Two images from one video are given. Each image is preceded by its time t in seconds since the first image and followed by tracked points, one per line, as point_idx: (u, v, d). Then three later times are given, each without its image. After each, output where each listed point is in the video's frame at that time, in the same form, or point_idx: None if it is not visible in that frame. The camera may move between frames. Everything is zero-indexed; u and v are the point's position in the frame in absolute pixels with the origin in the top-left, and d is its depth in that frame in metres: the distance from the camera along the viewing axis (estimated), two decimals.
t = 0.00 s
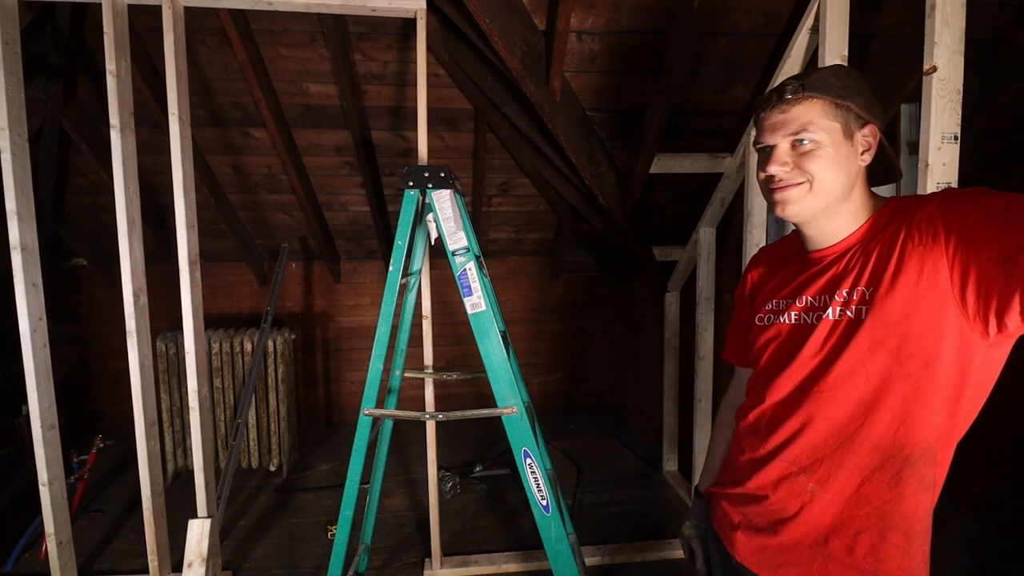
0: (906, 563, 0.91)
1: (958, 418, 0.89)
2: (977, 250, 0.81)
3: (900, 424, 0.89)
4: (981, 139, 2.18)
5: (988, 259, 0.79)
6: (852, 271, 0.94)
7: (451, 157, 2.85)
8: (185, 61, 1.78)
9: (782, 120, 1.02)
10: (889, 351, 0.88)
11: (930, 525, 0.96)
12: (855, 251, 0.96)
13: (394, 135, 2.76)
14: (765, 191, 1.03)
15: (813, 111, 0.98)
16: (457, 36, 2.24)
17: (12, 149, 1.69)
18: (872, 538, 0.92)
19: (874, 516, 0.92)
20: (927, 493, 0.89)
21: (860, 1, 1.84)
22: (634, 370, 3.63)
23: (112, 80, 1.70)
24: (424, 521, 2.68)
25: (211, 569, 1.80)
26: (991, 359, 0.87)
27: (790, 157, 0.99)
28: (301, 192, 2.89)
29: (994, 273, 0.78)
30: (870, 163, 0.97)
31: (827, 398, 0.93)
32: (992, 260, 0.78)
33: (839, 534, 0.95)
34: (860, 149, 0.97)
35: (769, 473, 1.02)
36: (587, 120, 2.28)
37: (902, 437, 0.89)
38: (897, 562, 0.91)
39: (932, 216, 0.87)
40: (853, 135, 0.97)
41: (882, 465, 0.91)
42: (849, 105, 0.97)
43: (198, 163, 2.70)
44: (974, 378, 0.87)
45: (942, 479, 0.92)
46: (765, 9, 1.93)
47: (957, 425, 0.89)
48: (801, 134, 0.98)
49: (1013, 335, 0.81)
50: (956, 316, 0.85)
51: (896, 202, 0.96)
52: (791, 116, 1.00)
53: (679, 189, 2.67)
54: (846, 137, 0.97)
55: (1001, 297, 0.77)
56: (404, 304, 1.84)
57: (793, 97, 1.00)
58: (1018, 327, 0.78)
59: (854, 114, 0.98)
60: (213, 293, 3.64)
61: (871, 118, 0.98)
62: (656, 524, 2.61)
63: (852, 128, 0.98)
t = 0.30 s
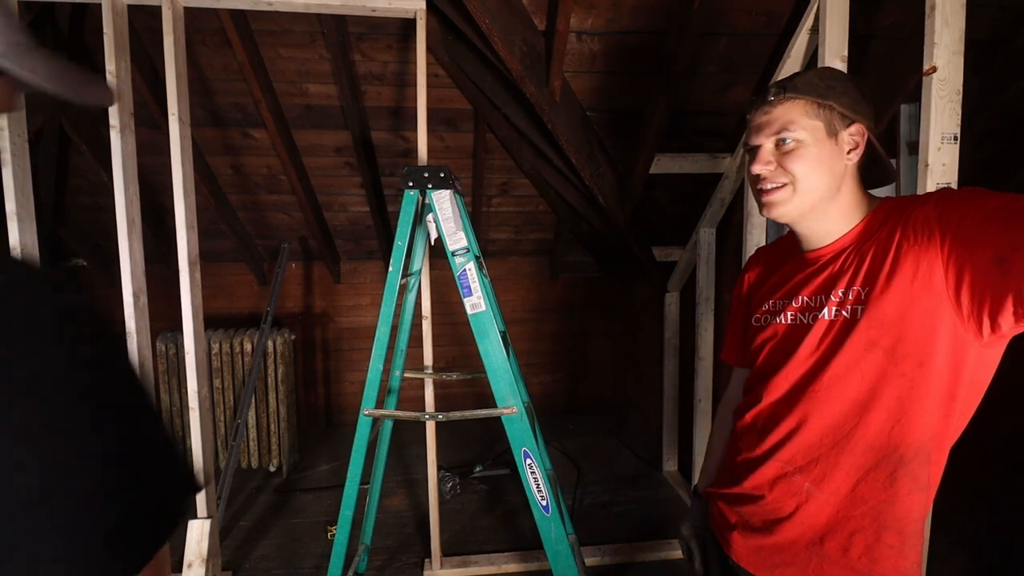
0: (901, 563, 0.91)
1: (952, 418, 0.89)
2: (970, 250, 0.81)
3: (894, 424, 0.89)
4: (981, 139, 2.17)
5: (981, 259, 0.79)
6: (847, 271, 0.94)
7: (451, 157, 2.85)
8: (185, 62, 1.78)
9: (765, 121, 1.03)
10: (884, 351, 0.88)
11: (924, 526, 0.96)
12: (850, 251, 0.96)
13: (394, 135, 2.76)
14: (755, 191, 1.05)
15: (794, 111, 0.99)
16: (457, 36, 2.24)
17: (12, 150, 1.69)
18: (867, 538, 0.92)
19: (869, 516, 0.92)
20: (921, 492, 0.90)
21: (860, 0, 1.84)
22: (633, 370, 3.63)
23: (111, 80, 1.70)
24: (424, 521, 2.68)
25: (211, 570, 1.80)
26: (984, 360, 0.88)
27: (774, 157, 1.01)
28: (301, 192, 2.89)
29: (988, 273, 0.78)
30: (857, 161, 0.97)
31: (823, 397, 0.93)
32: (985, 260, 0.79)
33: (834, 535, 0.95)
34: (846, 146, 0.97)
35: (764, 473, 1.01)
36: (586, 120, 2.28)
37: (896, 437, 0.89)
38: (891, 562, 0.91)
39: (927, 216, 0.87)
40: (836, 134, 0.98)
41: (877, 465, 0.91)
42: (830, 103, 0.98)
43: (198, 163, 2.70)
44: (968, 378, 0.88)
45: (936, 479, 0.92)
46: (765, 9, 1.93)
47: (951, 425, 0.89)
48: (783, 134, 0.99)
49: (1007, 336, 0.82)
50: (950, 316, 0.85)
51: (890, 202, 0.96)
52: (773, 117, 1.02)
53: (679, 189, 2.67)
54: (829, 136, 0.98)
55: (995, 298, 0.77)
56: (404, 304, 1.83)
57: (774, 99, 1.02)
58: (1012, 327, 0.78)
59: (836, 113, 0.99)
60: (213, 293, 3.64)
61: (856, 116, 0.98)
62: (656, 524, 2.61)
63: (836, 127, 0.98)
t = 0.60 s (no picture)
0: (900, 562, 0.91)
1: (949, 417, 0.89)
2: (965, 249, 0.81)
3: (891, 422, 0.89)
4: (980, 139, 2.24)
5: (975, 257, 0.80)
6: (844, 270, 0.94)
7: (451, 157, 2.85)
8: (185, 62, 1.78)
9: (753, 119, 1.09)
10: (880, 349, 0.89)
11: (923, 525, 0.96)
12: (845, 251, 0.97)
13: (394, 135, 2.76)
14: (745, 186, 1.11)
15: (776, 108, 1.04)
16: (457, 36, 2.24)
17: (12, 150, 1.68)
18: (865, 538, 0.92)
19: (867, 515, 0.92)
20: (920, 491, 0.89)
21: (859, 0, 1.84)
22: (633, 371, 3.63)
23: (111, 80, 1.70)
24: (424, 522, 2.68)
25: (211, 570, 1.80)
26: (981, 358, 0.88)
27: (757, 152, 1.06)
28: (301, 192, 2.89)
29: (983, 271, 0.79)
30: (841, 157, 0.99)
31: (820, 397, 0.93)
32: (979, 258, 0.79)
33: (832, 534, 0.95)
34: (828, 142, 1.00)
35: (763, 473, 1.01)
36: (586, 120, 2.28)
37: (894, 436, 0.89)
38: (890, 561, 0.91)
39: (923, 215, 0.87)
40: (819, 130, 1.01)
41: (874, 464, 0.91)
42: (813, 101, 1.02)
43: (198, 163, 2.70)
44: (965, 377, 0.88)
45: (934, 479, 0.92)
46: (765, 9, 1.93)
47: (948, 425, 0.89)
48: (766, 130, 1.05)
49: (1003, 335, 0.82)
50: (946, 315, 0.85)
51: (886, 201, 0.96)
52: (758, 115, 1.07)
53: (679, 189, 2.67)
54: (811, 132, 1.01)
55: (989, 296, 0.78)
56: (405, 304, 1.83)
57: (760, 97, 1.08)
58: (1007, 325, 0.79)
59: (821, 110, 1.02)
60: (213, 293, 3.64)
61: (841, 113, 1.01)
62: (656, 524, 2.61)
63: (820, 123, 1.01)
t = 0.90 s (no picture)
0: (900, 562, 0.91)
1: (949, 417, 0.89)
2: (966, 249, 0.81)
3: (891, 422, 0.89)
4: (982, 139, 2.26)
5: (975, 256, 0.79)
6: (843, 270, 0.94)
7: (451, 157, 2.85)
8: (185, 62, 1.78)
9: (746, 124, 1.10)
10: (880, 349, 0.89)
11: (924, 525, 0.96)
12: (845, 251, 0.96)
13: (394, 135, 2.76)
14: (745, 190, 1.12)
15: (766, 113, 1.05)
16: (457, 36, 2.24)
17: (12, 150, 1.69)
18: (866, 537, 0.92)
19: (867, 515, 0.92)
20: (919, 490, 0.90)
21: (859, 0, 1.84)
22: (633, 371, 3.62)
23: (112, 80, 1.70)
24: (424, 522, 2.68)
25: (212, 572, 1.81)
26: (981, 357, 0.88)
27: (750, 156, 1.07)
28: (301, 192, 2.89)
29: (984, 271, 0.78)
30: (832, 158, 0.98)
31: (820, 396, 0.93)
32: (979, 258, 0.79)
33: (832, 534, 0.94)
34: (818, 143, 0.99)
35: (763, 473, 1.01)
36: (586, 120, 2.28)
37: (894, 436, 0.89)
38: (890, 560, 0.91)
39: (922, 215, 0.87)
40: (809, 131, 1.00)
41: (874, 464, 0.91)
42: (800, 103, 1.01)
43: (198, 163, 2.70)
44: (965, 376, 0.88)
45: (934, 478, 0.92)
46: (765, 10, 1.93)
47: (947, 424, 0.89)
48: (756, 135, 1.06)
49: (1002, 334, 0.82)
50: (945, 315, 0.85)
51: (886, 201, 0.96)
52: (750, 120, 1.08)
53: (679, 189, 2.67)
54: (800, 134, 1.01)
55: (989, 295, 0.78)
56: (405, 305, 1.82)
57: (752, 103, 1.08)
58: (1007, 324, 0.78)
59: (811, 111, 1.01)
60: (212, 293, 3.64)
61: (831, 112, 0.99)
62: (656, 524, 2.62)
63: (809, 124, 1.01)
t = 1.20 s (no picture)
0: (902, 561, 0.91)
1: (949, 416, 0.89)
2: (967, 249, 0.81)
3: (893, 422, 0.89)
4: (982, 139, 2.27)
5: (977, 257, 0.79)
6: (844, 270, 0.94)
7: (451, 157, 2.85)
8: (185, 62, 1.78)
9: (742, 127, 1.10)
10: (881, 349, 0.88)
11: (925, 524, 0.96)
12: (845, 251, 0.96)
13: (394, 136, 2.75)
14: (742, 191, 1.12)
15: (759, 116, 1.05)
16: (457, 36, 2.24)
17: (12, 150, 1.68)
18: (868, 537, 0.92)
19: (869, 515, 0.92)
20: (920, 489, 0.90)
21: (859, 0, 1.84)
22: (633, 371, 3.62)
23: (111, 80, 1.70)
24: (424, 522, 2.68)
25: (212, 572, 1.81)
26: (982, 357, 0.88)
27: (745, 159, 1.07)
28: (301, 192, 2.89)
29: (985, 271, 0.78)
30: (824, 160, 0.98)
31: (821, 397, 0.93)
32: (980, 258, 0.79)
33: (834, 534, 0.95)
34: (810, 145, 0.99)
35: (765, 473, 1.01)
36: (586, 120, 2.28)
37: (895, 436, 0.89)
38: (893, 560, 0.91)
39: (922, 214, 0.87)
40: (802, 133, 1.00)
41: (875, 464, 0.91)
42: (793, 105, 1.00)
43: (197, 163, 2.70)
44: (965, 376, 0.88)
45: (935, 477, 0.92)
46: (765, 10, 1.93)
47: (948, 423, 0.90)
48: (751, 138, 1.06)
49: (1003, 334, 0.82)
50: (946, 315, 0.85)
51: (885, 201, 0.96)
52: (746, 123, 1.08)
53: (679, 189, 2.67)
54: (793, 136, 1.00)
55: (989, 296, 0.78)
56: (404, 305, 1.81)
57: (747, 106, 1.08)
58: (1008, 325, 0.79)
59: (804, 113, 1.00)
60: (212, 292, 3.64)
61: (824, 114, 0.98)
62: (655, 524, 2.62)
63: (802, 126, 1.00)
